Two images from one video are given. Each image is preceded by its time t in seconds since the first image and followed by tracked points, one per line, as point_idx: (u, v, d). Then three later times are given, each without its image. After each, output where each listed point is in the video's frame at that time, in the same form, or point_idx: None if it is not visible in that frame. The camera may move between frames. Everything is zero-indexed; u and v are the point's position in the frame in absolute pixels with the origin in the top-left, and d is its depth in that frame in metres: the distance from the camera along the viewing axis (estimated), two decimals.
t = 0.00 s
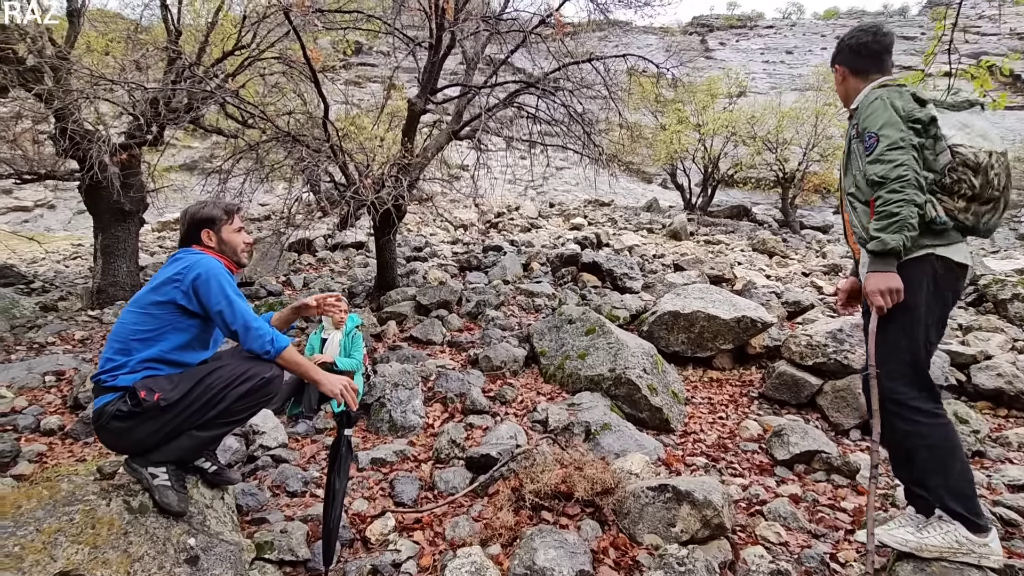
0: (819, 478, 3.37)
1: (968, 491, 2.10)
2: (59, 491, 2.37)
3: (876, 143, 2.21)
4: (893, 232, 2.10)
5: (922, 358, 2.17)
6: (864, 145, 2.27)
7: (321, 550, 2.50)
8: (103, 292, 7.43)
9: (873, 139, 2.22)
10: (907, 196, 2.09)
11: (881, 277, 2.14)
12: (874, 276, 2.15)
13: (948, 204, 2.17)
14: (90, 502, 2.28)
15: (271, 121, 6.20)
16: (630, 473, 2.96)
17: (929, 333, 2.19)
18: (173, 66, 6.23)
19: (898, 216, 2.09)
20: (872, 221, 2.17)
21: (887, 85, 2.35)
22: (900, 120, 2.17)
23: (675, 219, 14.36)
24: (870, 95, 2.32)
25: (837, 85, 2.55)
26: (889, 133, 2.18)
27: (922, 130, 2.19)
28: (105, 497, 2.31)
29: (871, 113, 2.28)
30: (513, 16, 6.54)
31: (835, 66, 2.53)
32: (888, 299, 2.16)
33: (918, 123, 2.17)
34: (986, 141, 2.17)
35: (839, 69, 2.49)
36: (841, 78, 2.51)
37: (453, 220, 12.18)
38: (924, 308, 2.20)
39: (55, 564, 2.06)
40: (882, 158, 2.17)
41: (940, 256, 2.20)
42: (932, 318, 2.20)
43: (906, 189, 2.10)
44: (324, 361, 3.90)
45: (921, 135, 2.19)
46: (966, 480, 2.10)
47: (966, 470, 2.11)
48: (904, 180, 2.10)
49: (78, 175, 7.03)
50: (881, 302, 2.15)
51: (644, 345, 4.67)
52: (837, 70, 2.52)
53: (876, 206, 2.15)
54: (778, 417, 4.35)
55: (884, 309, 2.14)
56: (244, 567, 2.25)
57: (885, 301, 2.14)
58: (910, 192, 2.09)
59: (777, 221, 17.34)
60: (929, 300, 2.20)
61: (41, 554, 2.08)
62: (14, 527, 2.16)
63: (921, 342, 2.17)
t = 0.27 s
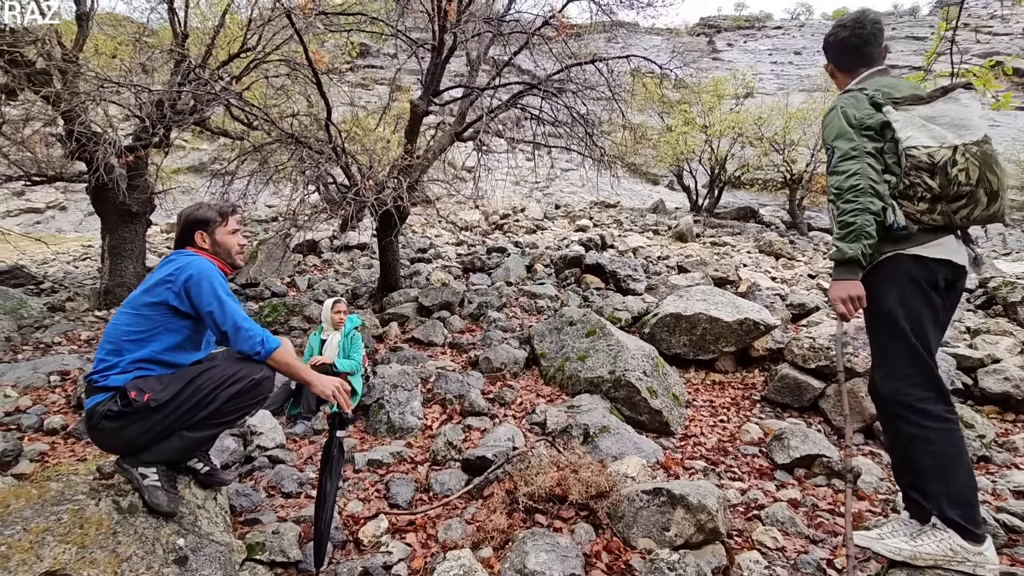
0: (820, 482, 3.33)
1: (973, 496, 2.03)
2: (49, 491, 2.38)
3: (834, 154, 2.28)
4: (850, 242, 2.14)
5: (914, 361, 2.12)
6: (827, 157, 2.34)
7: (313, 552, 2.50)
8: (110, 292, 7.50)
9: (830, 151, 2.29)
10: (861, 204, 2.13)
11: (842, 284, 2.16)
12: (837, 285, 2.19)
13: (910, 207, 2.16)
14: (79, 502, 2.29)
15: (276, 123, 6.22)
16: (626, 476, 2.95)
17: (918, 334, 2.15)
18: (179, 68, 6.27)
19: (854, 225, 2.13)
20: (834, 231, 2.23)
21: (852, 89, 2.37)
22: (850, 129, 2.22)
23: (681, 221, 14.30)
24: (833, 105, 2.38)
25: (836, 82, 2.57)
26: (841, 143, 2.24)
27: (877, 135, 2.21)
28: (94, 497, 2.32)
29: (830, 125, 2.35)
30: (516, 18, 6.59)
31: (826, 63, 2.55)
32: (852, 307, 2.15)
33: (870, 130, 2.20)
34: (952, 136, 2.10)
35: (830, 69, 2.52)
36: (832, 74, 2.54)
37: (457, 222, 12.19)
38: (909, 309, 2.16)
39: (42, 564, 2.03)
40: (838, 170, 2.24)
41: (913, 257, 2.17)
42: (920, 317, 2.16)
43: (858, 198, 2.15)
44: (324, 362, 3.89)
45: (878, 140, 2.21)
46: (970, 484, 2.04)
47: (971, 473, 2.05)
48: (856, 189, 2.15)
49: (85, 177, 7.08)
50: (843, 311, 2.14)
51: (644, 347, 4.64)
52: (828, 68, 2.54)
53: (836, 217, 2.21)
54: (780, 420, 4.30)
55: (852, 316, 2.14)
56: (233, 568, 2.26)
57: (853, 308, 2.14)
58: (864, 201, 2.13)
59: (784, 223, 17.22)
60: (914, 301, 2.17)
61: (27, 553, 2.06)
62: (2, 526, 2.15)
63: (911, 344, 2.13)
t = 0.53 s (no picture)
0: (805, 492, 3.33)
1: (947, 509, 2.04)
2: (16, 502, 2.40)
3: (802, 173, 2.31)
4: (824, 259, 2.16)
5: (886, 374, 2.14)
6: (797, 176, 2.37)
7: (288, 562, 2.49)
8: (101, 294, 7.47)
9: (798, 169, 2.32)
10: (831, 222, 2.15)
11: (820, 301, 2.17)
12: (814, 302, 2.19)
13: (880, 222, 2.18)
14: (48, 512, 2.30)
15: (269, 126, 6.20)
16: (609, 485, 2.95)
17: (891, 346, 2.16)
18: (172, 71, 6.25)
19: (827, 242, 2.15)
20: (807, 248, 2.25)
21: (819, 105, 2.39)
22: (814, 149, 2.25)
23: (677, 226, 14.31)
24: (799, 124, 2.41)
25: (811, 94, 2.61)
26: (808, 163, 2.27)
27: (842, 153, 2.22)
28: (64, 507, 2.33)
29: (796, 145, 2.37)
30: (509, 23, 6.57)
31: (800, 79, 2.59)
32: (831, 324, 2.16)
33: (834, 148, 2.22)
34: (916, 150, 2.12)
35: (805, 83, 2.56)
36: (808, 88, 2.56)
37: (453, 225, 12.17)
38: (881, 322, 2.18)
39: None
40: (807, 189, 2.27)
41: (883, 271, 2.19)
42: (892, 330, 2.17)
43: (825, 216, 2.17)
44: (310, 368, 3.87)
45: (843, 157, 2.22)
46: (944, 498, 2.05)
47: (945, 487, 2.05)
48: (826, 207, 2.17)
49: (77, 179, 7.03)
50: (822, 327, 2.16)
51: (633, 354, 4.63)
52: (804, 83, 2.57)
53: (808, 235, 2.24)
54: (767, 429, 4.30)
55: (829, 333, 2.15)
56: None
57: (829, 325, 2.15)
58: (833, 218, 2.15)
59: (780, 228, 17.24)
60: (887, 314, 2.18)
61: None
62: None
63: (883, 357, 2.15)
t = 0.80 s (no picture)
0: (784, 501, 3.35)
1: (915, 524, 2.07)
2: None
3: (777, 188, 2.32)
4: (803, 270, 2.16)
5: (858, 390, 2.16)
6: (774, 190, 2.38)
7: None
8: (79, 298, 7.31)
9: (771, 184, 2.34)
10: (807, 234, 2.16)
11: (803, 313, 2.17)
12: (798, 314, 2.19)
13: (856, 234, 2.21)
14: (7, 530, 2.24)
15: (254, 130, 6.12)
16: (589, 496, 2.94)
17: (862, 361, 2.18)
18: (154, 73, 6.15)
19: (805, 254, 2.16)
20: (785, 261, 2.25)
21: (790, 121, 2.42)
22: (786, 165, 2.27)
23: (663, 233, 14.40)
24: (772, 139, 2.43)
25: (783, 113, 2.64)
26: (782, 178, 2.29)
27: (814, 167, 2.25)
28: (23, 524, 2.27)
29: (769, 161, 2.39)
30: (496, 31, 6.57)
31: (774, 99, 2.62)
32: (814, 336, 2.16)
33: (806, 162, 2.24)
34: (886, 161, 2.15)
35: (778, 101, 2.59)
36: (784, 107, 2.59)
37: (440, 230, 12.13)
38: (853, 337, 2.19)
39: None
40: (782, 204, 2.28)
41: (854, 285, 2.21)
42: (864, 344, 2.19)
43: (800, 229, 2.18)
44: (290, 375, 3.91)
45: (816, 171, 2.25)
46: (912, 512, 2.08)
47: (914, 502, 2.08)
48: (801, 220, 2.18)
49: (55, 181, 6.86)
50: (804, 339, 2.16)
51: (617, 362, 4.63)
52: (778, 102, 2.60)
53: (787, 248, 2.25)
54: (748, 438, 4.32)
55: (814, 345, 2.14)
56: None
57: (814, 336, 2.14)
58: (809, 231, 2.16)
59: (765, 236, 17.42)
60: (858, 329, 2.20)
61: None
62: None
63: (855, 372, 2.16)
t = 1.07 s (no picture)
0: (767, 507, 3.36)
1: (894, 533, 2.08)
2: None
3: (759, 197, 2.32)
4: (780, 282, 2.17)
5: (837, 398, 2.17)
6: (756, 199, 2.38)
7: None
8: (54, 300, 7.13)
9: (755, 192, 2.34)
10: (786, 246, 2.17)
11: (778, 325, 2.18)
12: (773, 325, 2.21)
13: (835, 246, 2.22)
14: None
15: (236, 131, 6.01)
16: (574, 504, 2.92)
17: (841, 370, 2.19)
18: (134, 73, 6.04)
19: (782, 266, 2.17)
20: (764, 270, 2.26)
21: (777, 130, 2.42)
22: (772, 173, 2.27)
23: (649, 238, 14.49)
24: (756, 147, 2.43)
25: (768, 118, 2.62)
26: (765, 187, 2.28)
27: (798, 177, 2.26)
28: None
29: (753, 169, 2.39)
30: (483, 36, 6.56)
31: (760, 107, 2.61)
32: (789, 347, 2.18)
33: (791, 172, 2.25)
34: (870, 174, 2.19)
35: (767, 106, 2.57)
36: (770, 114, 2.58)
37: (427, 234, 12.07)
38: (831, 346, 2.21)
39: None
40: (764, 213, 2.29)
41: (831, 294, 2.24)
42: (843, 354, 2.20)
43: (780, 240, 2.19)
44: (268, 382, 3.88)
45: (800, 181, 2.26)
46: (892, 521, 2.09)
47: (893, 510, 2.09)
48: (782, 231, 2.19)
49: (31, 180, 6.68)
50: (780, 350, 2.18)
51: (602, 368, 4.62)
52: (765, 110, 2.59)
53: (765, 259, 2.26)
54: (732, 443, 4.34)
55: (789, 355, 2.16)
56: None
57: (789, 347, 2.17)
58: (789, 242, 2.17)
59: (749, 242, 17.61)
60: (837, 338, 2.21)
61: None
62: None
63: (835, 382, 2.17)
